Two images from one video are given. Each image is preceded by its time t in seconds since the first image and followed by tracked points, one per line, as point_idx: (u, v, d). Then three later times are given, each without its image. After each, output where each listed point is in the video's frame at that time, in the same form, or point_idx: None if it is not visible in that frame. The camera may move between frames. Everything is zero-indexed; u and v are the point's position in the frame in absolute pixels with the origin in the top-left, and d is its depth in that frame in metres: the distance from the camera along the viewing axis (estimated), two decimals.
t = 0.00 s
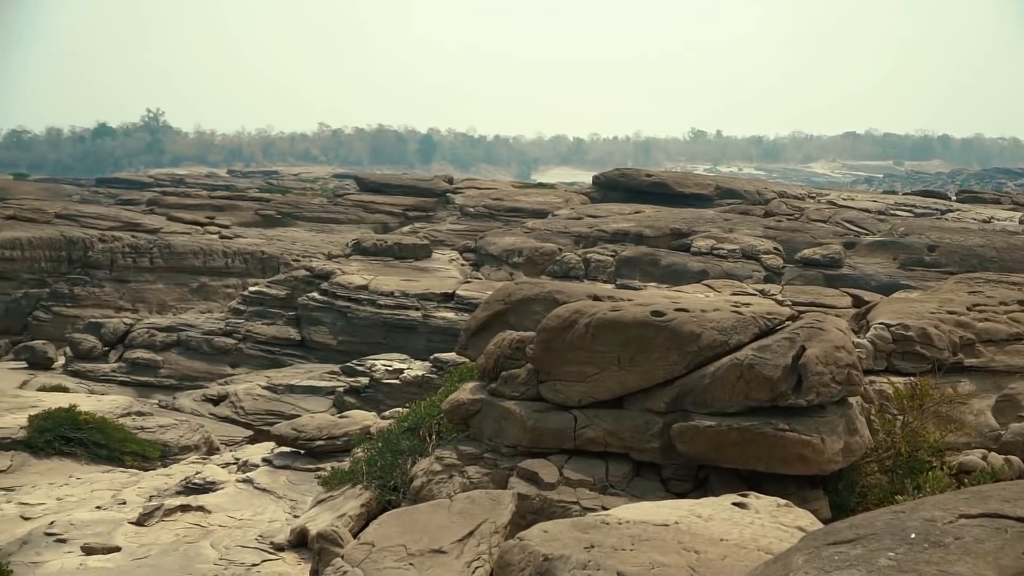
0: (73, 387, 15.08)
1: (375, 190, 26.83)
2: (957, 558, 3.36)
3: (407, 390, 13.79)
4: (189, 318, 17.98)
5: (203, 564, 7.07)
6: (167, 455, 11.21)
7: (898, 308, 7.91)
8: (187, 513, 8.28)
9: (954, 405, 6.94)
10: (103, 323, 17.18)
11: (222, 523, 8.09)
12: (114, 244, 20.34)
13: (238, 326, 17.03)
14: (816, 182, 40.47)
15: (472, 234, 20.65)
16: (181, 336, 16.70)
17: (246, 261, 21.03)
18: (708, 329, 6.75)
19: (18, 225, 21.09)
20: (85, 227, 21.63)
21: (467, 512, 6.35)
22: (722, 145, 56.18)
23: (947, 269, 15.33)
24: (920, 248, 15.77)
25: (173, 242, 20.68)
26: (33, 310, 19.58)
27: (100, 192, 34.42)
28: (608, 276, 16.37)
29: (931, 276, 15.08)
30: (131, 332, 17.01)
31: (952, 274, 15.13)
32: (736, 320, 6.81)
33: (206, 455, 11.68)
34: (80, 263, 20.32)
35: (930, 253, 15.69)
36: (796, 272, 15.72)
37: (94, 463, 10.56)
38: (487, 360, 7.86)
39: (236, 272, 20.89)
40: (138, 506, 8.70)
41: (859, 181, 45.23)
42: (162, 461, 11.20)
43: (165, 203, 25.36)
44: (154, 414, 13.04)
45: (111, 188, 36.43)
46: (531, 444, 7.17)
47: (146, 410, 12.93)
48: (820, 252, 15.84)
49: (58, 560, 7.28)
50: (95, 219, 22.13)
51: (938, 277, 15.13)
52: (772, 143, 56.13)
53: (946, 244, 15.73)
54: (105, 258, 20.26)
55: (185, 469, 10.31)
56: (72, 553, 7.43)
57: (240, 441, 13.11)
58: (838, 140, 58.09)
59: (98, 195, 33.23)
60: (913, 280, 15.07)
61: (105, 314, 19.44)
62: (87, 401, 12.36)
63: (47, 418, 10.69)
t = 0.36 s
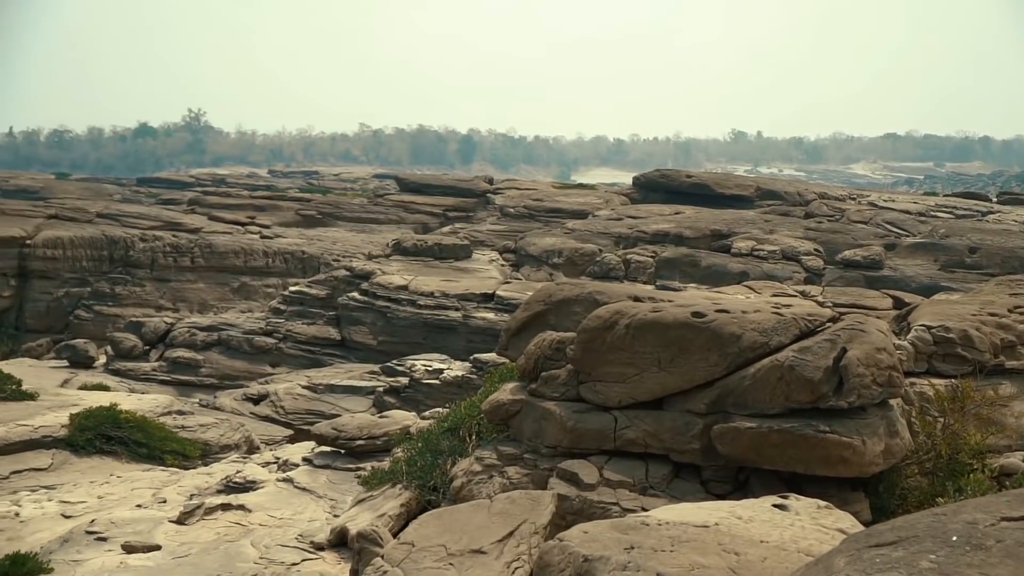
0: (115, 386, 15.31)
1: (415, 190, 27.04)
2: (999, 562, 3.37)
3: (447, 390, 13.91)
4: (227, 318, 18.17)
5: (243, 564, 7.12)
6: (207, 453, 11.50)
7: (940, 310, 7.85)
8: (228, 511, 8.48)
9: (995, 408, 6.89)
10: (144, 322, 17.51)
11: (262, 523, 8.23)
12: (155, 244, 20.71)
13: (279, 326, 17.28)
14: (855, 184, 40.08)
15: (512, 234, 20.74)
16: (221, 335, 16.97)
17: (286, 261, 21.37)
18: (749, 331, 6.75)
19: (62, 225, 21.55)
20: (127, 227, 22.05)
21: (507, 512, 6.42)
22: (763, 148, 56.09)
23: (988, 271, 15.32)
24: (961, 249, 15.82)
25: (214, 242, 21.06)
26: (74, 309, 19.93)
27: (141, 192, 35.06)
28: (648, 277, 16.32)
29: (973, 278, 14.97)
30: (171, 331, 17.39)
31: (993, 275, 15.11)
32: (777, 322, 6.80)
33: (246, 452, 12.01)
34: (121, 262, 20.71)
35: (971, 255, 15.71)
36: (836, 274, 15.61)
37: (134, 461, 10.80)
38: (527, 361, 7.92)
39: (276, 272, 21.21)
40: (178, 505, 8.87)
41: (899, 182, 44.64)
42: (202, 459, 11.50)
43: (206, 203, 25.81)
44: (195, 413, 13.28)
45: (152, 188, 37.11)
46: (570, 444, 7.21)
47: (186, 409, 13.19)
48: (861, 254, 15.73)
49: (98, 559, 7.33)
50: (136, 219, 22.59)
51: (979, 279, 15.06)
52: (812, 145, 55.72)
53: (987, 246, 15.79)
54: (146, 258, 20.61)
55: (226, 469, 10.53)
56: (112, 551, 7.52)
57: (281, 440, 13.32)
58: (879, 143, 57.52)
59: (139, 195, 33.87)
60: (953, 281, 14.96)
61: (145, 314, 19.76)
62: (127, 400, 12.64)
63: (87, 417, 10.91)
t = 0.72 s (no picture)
0: (161, 383, 15.61)
1: (460, 189, 27.22)
2: None
3: (491, 389, 14.05)
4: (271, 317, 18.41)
5: (290, 561, 7.30)
6: (253, 452, 11.69)
7: (987, 310, 7.78)
8: (273, 510, 8.63)
9: None
10: (190, 322, 17.81)
11: (307, 521, 8.41)
12: (201, 244, 21.17)
13: (324, 325, 17.53)
14: (900, 184, 39.52)
15: (557, 234, 20.80)
16: (267, 334, 17.25)
17: (332, 261, 21.69)
18: (795, 331, 6.74)
19: (110, 224, 22.03)
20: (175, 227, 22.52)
21: (553, 512, 6.49)
22: (808, 147, 55.59)
23: None
24: (1008, 250, 15.68)
25: (260, 242, 21.44)
26: (122, 308, 20.32)
27: (187, 191, 35.73)
28: (693, 277, 16.24)
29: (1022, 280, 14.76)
30: (217, 330, 17.66)
31: None
32: (823, 322, 6.78)
33: (291, 452, 12.23)
34: (167, 261, 21.15)
35: (1020, 256, 15.56)
36: (881, 274, 15.47)
37: (180, 459, 11.11)
38: (573, 361, 7.99)
39: (322, 271, 21.55)
40: (224, 503, 9.09)
41: (947, 181, 43.89)
42: (249, 459, 11.69)
43: (252, 202, 26.25)
44: (241, 411, 13.56)
45: (198, 187, 37.80)
46: (616, 444, 7.27)
47: (232, 408, 13.49)
48: (907, 254, 15.57)
49: (144, 556, 7.56)
50: (182, 218, 23.08)
51: None
52: (858, 146, 55.10)
53: None
54: (192, 257, 21.07)
55: (271, 467, 10.75)
56: (158, 549, 7.74)
57: (326, 439, 13.55)
58: (926, 144, 56.68)
59: (186, 195, 34.54)
60: (1000, 282, 14.77)
61: (191, 313, 20.13)
62: (174, 399, 12.95)
63: (132, 416, 11.25)
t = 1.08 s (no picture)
0: (209, 382, 15.89)
1: (506, 189, 27.35)
2: None
3: (538, 389, 14.18)
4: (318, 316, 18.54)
5: (337, 559, 7.42)
6: (300, 451, 11.98)
7: None
8: (320, 509, 8.79)
9: None
10: (239, 321, 18.05)
11: (353, 520, 8.56)
12: (249, 243, 21.61)
13: (371, 325, 17.66)
14: (947, 184, 38.90)
15: (603, 233, 20.81)
16: (313, 334, 17.47)
17: (379, 260, 21.98)
18: (843, 332, 6.72)
19: (159, 224, 22.48)
20: (223, 226, 22.98)
21: (599, 512, 6.56)
22: (856, 146, 55.54)
23: None
24: None
25: (307, 241, 21.80)
26: (170, 307, 20.77)
27: (236, 191, 36.34)
28: (740, 277, 16.12)
29: None
30: (264, 330, 17.88)
31: None
32: (872, 323, 6.75)
33: (339, 451, 12.51)
34: (215, 260, 21.58)
35: None
36: (929, 274, 15.32)
37: (228, 457, 11.38)
38: (620, 361, 8.04)
39: (369, 270, 21.85)
40: (271, 502, 9.27)
41: (997, 181, 43.03)
42: (296, 457, 11.98)
43: (300, 202, 26.66)
44: (288, 410, 13.83)
45: (247, 187, 38.44)
46: (663, 445, 7.31)
47: (280, 407, 13.76)
48: (955, 255, 15.39)
49: (191, 555, 7.65)
50: (230, 217, 23.54)
51: None
52: (905, 145, 54.34)
53: None
54: (240, 256, 21.49)
55: (319, 466, 10.96)
56: (205, 547, 7.85)
57: (373, 438, 13.78)
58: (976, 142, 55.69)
59: (233, 195, 35.13)
60: None
61: (239, 312, 20.50)
62: (222, 398, 13.25)
63: (180, 414, 11.50)
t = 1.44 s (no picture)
0: (258, 379, 16.15)
1: (555, 188, 27.45)
2: None
3: (587, 388, 14.32)
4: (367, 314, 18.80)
5: (387, 557, 7.55)
6: (349, 448, 12.22)
7: None
8: (370, 507, 8.98)
9: None
10: (288, 319, 18.34)
11: (403, 518, 8.74)
12: (299, 242, 22.04)
13: (420, 323, 17.84)
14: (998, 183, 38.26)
15: (652, 232, 20.79)
16: (363, 331, 17.70)
17: (428, 259, 22.29)
18: (894, 331, 6.70)
19: (210, 222, 22.92)
20: (274, 224, 23.44)
21: (649, 511, 6.63)
22: (907, 144, 54.75)
23: None
24: None
25: (357, 240, 22.17)
26: (220, 304, 21.22)
27: (284, 189, 36.94)
28: (790, 277, 15.99)
29: None
30: (314, 327, 18.13)
31: None
32: (923, 322, 6.73)
33: (387, 448, 12.77)
34: (265, 258, 22.01)
35: None
36: (981, 274, 15.17)
37: (278, 455, 11.68)
38: (670, 360, 8.10)
39: (418, 268, 22.16)
40: (321, 500, 9.51)
41: None
42: (346, 455, 12.20)
43: (349, 200, 27.04)
44: (337, 407, 14.10)
45: (297, 186, 39.04)
46: (713, 444, 7.35)
47: (329, 404, 14.03)
48: (1008, 254, 15.21)
49: (242, 552, 7.80)
50: (281, 215, 23.97)
51: None
52: (957, 143, 53.49)
53: None
54: (290, 254, 21.90)
55: (369, 464, 11.20)
56: (256, 544, 8.02)
57: (422, 436, 14.00)
58: None
59: (283, 194, 35.70)
60: None
61: (289, 310, 20.92)
62: (272, 395, 13.55)
63: (230, 412, 11.84)
